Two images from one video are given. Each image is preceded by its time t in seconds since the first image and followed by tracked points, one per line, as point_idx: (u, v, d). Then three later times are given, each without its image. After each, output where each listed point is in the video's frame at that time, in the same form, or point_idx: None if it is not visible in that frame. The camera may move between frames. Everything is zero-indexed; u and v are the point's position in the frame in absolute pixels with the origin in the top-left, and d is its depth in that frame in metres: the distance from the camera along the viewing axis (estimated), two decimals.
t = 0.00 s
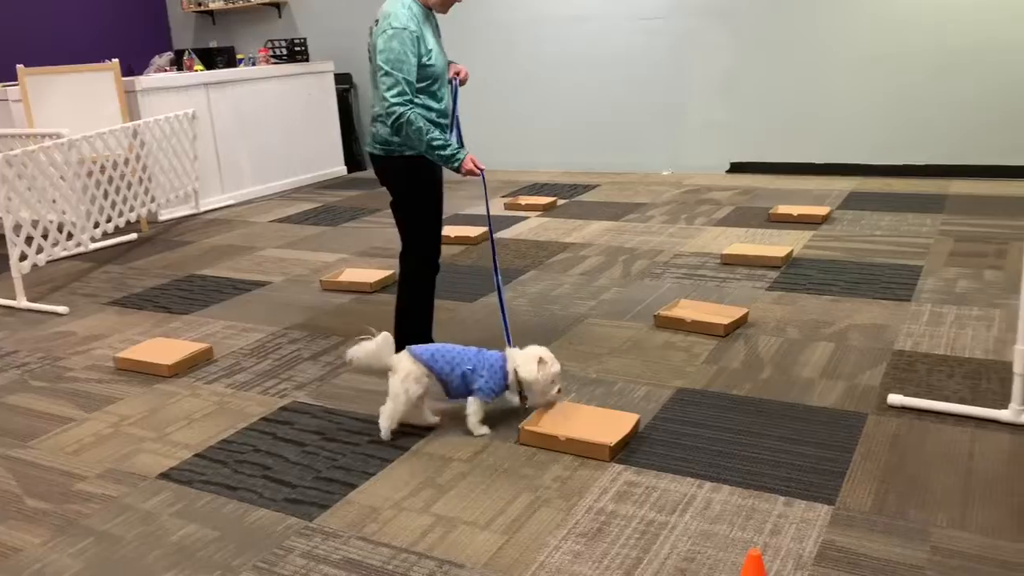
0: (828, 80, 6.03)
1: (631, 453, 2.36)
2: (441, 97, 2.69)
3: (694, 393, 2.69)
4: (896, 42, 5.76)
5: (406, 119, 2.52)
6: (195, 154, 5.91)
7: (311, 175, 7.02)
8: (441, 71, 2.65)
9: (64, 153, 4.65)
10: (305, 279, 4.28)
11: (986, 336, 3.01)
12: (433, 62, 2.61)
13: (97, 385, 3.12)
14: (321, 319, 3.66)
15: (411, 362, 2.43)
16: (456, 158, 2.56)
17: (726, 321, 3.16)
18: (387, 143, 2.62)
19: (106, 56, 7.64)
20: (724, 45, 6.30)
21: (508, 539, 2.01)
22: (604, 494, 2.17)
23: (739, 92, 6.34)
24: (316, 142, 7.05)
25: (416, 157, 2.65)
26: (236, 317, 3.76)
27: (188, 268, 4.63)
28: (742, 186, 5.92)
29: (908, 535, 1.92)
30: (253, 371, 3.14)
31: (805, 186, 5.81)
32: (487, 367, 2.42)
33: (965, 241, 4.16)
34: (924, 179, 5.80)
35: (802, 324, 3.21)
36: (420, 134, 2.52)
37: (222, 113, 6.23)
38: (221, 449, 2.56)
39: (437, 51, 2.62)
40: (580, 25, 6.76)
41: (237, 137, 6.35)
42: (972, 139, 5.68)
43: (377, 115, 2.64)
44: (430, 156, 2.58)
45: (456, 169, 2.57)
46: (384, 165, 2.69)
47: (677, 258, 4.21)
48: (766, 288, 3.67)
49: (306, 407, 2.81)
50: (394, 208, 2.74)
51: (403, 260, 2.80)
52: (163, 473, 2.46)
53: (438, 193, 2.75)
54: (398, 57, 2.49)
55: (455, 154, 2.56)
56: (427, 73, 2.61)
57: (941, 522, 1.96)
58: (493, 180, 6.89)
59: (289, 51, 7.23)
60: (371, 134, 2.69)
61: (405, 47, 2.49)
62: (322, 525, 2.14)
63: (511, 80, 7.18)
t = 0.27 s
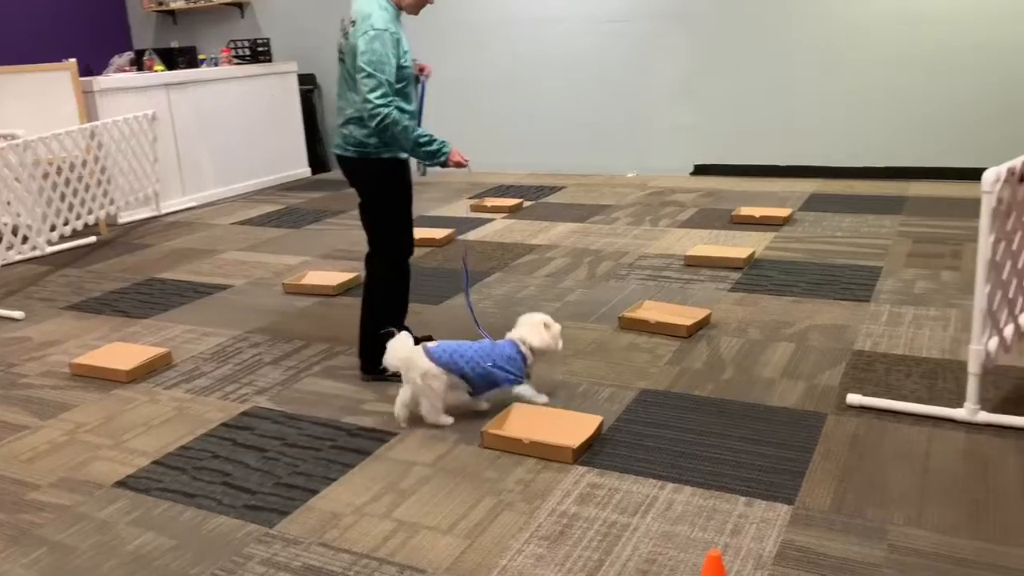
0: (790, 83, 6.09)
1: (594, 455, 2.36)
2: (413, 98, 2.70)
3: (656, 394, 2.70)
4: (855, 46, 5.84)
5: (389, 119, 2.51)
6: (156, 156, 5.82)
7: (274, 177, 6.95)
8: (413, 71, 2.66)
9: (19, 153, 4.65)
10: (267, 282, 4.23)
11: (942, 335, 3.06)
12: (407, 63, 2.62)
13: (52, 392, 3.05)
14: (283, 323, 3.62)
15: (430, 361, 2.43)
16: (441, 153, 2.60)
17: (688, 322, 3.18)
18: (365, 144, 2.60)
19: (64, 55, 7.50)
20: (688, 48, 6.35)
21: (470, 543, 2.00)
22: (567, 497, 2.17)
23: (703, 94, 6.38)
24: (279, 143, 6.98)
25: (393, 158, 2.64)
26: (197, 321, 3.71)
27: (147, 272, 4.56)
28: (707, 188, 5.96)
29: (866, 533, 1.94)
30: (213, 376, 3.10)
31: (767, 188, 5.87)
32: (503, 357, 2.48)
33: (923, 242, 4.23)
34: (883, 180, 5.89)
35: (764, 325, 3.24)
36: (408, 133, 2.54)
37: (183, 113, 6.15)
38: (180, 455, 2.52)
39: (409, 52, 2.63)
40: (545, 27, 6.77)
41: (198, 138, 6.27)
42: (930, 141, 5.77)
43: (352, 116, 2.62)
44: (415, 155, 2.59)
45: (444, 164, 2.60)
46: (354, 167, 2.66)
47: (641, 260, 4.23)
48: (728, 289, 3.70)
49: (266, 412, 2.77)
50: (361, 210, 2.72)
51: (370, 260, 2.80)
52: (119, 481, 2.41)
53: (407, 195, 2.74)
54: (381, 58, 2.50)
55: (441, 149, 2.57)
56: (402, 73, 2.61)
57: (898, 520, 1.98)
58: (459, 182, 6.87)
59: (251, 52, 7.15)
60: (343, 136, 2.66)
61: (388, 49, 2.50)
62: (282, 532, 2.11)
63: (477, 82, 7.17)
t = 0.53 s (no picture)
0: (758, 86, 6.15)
1: (566, 458, 2.36)
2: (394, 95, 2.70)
3: (627, 397, 2.71)
4: (822, 49, 5.91)
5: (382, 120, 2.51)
6: (122, 160, 5.75)
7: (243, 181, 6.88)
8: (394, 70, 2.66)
9: None
10: (236, 287, 4.19)
11: (909, 335, 3.10)
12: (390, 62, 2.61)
13: (15, 401, 2.99)
14: (253, 329, 3.58)
15: (453, 352, 2.48)
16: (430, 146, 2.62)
17: (659, 324, 3.19)
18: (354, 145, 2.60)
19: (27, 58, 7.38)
20: (658, 51, 6.39)
21: (441, 548, 1.99)
22: (538, 500, 2.16)
23: (673, 97, 6.42)
24: (248, 147, 6.92)
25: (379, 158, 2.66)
26: (164, 328, 3.66)
27: (113, 278, 4.49)
28: (677, 190, 6.00)
29: (835, 533, 1.96)
30: (181, 383, 3.06)
31: (737, 190, 5.91)
32: (520, 344, 2.55)
33: (889, 243, 4.29)
34: (850, 182, 5.96)
35: (734, 326, 3.26)
36: (403, 131, 2.54)
37: (150, 117, 6.08)
38: (146, 464, 2.49)
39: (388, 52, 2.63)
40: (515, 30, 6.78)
41: (165, 142, 6.20)
42: (895, 142, 5.86)
43: (340, 119, 2.60)
44: (406, 149, 2.60)
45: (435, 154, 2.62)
46: (336, 169, 2.65)
47: (612, 262, 4.24)
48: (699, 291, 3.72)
49: (235, 419, 2.74)
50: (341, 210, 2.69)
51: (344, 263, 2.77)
52: (84, 490, 2.37)
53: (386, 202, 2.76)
54: (372, 61, 2.48)
55: (429, 140, 2.60)
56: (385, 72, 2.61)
57: (866, 519, 2.00)
58: (431, 185, 6.86)
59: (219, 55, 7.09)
60: (329, 139, 2.63)
61: (377, 51, 2.49)
62: (250, 540, 2.08)
63: (448, 85, 7.16)
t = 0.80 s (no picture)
0: (740, 88, 6.18)
1: (552, 460, 2.37)
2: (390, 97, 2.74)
3: (613, 398, 2.71)
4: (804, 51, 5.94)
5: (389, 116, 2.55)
6: (104, 166, 5.71)
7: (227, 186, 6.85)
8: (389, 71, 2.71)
9: None
10: (220, 292, 4.17)
11: (891, 335, 3.13)
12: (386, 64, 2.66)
13: None
14: (237, 334, 3.57)
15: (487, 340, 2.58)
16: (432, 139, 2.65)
17: (644, 325, 3.20)
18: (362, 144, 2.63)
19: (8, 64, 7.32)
20: (641, 54, 6.41)
21: (428, 551, 1.99)
22: (525, 503, 2.17)
23: (656, 100, 6.45)
24: (232, 151, 6.90)
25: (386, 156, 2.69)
26: (148, 333, 3.64)
27: (96, 284, 4.46)
28: (661, 192, 6.01)
29: (819, 531, 1.97)
30: (165, 389, 3.04)
31: (720, 192, 5.94)
32: (542, 330, 2.69)
33: (872, 243, 4.32)
34: (833, 183, 6.00)
35: (718, 327, 3.27)
36: (406, 125, 2.56)
37: (132, 122, 6.04)
38: (130, 471, 2.47)
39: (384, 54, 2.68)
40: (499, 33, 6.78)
41: (148, 147, 6.16)
42: (877, 143, 5.90)
43: (347, 119, 2.62)
44: (409, 142, 2.61)
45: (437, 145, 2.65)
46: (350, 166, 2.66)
47: (597, 265, 4.25)
48: (683, 292, 3.73)
49: (220, 424, 2.73)
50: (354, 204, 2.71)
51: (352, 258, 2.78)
52: (67, 498, 2.35)
53: (391, 206, 2.75)
54: (374, 60, 2.53)
55: (431, 133, 2.63)
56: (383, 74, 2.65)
57: (850, 517, 2.01)
58: (415, 189, 6.85)
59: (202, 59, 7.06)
60: (334, 139, 2.64)
61: (379, 52, 2.55)
62: (236, 546, 2.08)
63: (432, 88, 7.15)
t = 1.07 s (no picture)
0: (733, 90, 6.20)
1: (546, 462, 2.36)
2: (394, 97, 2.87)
3: (607, 400, 2.71)
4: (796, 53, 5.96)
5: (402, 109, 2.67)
6: (96, 170, 5.69)
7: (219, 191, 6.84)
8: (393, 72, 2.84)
9: None
10: (213, 297, 4.16)
11: (884, 335, 3.14)
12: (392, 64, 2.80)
13: None
14: (231, 338, 3.56)
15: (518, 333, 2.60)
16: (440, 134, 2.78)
17: (638, 327, 3.21)
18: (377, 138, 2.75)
19: None
20: (634, 57, 6.42)
21: (423, 555, 1.99)
22: (519, 505, 2.16)
23: (649, 102, 6.46)
24: (224, 156, 6.88)
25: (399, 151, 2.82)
26: (140, 338, 3.63)
27: (88, 289, 4.44)
28: (654, 195, 6.02)
29: (814, 532, 1.97)
30: (158, 394, 3.03)
31: (713, 194, 5.94)
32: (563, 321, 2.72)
33: (864, 244, 4.33)
34: (826, 184, 6.01)
35: (711, 329, 3.28)
36: (417, 118, 2.69)
37: (124, 126, 6.03)
38: (124, 476, 2.46)
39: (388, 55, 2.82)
40: (491, 36, 6.79)
41: (140, 151, 6.15)
42: (868, 145, 5.92)
43: (359, 117, 2.74)
44: (420, 136, 2.74)
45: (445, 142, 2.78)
46: (374, 165, 2.78)
47: (591, 267, 4.25)
48: (677, 294, 3.74)
49: (213, 429, 2.72)
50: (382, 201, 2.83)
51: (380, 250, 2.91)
52: (60, 504, 2.34)
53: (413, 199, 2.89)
54: (384, 58, 2.67)
55: (441, 128, 2.77)
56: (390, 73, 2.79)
57: (844, 518, 2.02)
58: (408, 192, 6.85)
59: (194, 64, 7.05)
60: (348, 136, 2.75)
61: (387, 49, 2.68)
62: (230, 551, 2.07)
63: (426, 91, 7.15)
